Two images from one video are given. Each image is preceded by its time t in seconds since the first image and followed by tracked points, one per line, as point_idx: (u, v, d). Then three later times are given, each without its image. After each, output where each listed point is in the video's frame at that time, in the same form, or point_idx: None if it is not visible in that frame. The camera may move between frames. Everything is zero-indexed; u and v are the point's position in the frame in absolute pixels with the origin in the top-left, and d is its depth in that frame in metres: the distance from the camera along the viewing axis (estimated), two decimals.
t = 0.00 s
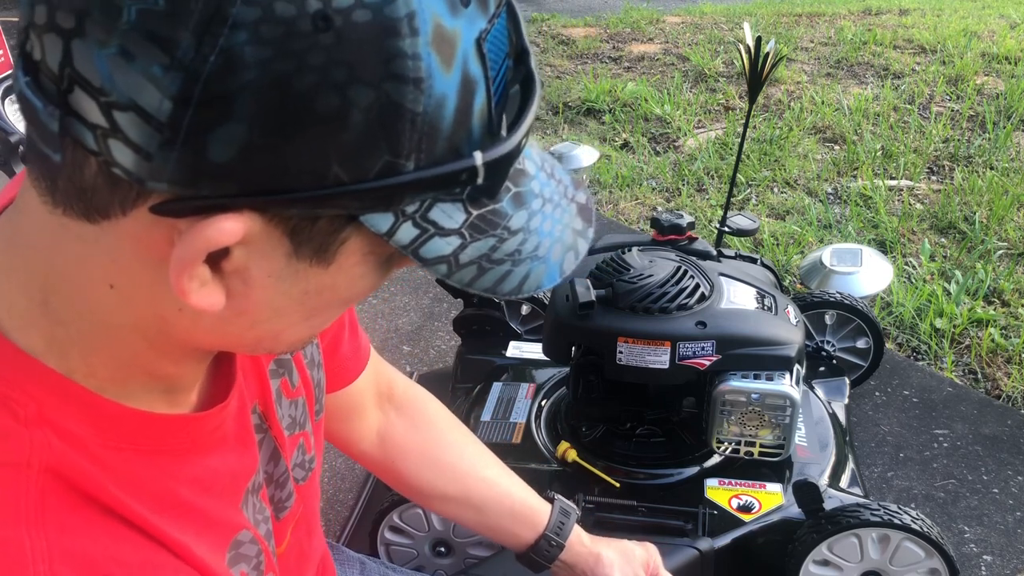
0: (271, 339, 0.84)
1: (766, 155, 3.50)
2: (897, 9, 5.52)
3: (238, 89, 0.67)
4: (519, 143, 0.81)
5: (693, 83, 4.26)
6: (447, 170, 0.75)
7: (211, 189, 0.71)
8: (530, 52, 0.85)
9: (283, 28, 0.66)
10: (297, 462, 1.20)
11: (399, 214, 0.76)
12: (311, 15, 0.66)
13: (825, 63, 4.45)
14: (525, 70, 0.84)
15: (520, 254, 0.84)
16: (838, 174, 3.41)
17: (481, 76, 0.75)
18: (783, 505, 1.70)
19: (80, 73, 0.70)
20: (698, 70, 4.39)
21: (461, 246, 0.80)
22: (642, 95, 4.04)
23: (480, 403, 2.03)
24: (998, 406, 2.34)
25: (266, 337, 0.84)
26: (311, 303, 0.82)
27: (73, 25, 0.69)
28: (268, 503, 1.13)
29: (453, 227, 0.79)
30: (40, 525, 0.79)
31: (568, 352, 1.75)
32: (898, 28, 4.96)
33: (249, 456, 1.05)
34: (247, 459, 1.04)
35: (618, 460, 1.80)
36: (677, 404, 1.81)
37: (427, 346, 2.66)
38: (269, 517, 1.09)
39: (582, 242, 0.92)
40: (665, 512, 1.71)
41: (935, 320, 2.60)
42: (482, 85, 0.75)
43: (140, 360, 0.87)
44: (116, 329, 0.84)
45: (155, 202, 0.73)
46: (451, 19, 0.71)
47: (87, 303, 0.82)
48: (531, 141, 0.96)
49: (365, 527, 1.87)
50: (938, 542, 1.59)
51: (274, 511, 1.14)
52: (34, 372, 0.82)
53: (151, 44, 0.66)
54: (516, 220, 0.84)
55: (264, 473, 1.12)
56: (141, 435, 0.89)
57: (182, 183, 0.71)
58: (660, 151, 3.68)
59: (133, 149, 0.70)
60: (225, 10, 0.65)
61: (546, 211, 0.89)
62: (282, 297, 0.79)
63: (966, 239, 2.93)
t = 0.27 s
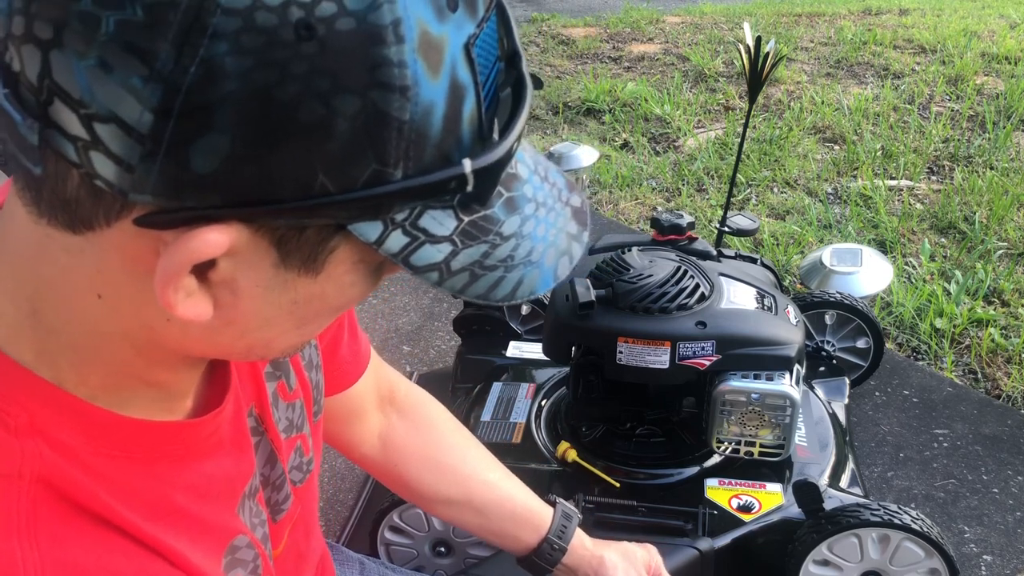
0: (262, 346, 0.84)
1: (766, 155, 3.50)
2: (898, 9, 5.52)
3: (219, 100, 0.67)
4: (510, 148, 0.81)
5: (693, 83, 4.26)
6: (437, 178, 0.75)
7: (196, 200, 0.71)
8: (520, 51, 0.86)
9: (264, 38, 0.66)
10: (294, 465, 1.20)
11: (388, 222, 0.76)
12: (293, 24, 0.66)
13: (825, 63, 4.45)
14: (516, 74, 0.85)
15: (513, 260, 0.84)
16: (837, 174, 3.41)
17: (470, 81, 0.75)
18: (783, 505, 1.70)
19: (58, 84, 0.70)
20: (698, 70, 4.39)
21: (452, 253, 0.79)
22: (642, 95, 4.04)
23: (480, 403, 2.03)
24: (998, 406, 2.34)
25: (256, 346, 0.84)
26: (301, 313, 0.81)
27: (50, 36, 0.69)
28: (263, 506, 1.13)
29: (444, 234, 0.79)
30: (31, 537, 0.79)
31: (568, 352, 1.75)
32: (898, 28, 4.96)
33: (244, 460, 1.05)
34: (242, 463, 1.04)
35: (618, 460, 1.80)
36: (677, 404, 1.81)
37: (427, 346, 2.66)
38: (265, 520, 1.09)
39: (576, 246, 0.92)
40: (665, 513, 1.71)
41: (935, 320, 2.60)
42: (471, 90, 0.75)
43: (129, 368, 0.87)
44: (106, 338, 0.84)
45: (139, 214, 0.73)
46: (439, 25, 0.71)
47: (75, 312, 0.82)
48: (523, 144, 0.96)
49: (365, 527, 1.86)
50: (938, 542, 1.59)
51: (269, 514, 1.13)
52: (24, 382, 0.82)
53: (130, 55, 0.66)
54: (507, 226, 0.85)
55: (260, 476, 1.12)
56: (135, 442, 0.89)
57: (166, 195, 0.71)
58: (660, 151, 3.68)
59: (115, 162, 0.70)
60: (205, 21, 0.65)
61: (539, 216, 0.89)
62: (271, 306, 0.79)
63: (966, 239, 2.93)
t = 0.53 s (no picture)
0: (258, 352, 0.84)
1: (766, 155, 3.50)
2: (897, 9, 5.52)
3: (210, 110, 0.67)
4: (505, 155, 0.81)
5: (693, 83, 4.26)
6: (431, 186, 0.75)
7: (188, 209, 0.71)
8: (517, 57, 0.87)
9: (256, 46, 0.66)
10: (292, 467, 1.20)
11: (382, 229, 0.76)
12: (285, 32, 0.66)
13: (825, 63, 4.45)
14: (511, 81, 0.85)
15: (509, 267, 0.85)
16: (838, 174, 3.41)
17: (465, 88, 0.75)
18: (783, 505, 1.70)
19: (49, 93, 0.70)
20: (698, 70, 4.39)
21: (448, 260, 0.80)
22: (642, 95, 4.04)
23: (480, 403, 2.03)
24: (998, 406, 2.34)
25: (251, 352, 0.84)
26: (294, 320, 0.82)
27: (40, 44, 0.69)
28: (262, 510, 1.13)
29: (439, 241, 0.79)
30: (28, 545, 0.79)
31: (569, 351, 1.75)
32: (898, 27, 4.96)
33: (243, 464, 1.05)
34: (241, 467, 1.04)
35: (618, 460, 1.80)
36: (677, 404, 1.81)
37: (427, 346, 2.66)
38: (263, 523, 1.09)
39: (573, 252, 0.92)
40: (665, 512, 1.71)
41: (935, 320, 2.60)
42: (466, 97, 0.75)
43: (124, 374, 0.87)
44: (100, 345, 0.84)
45: (131, 222, 0.73)
46: (433, 33, 0.71)
47: (69, 319, 0.82)
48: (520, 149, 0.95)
49: (365, 527, 1.87)
50: (938, 542, 1.60)
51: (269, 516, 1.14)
52: (19, 389, 0.82)
53: (121, 64, 0.66)
54: (505, 232, 0.85)
55: (257, 479, 1.12)
56: (133, 449, 0.89)
57: (158, 205, 0.71)
58: (660, 151, 3.68)
59: (107, 171, 0.70)
60: (195, 29, 0.64)
61: (536, 221, 0.89)
62: (265, 313, 0.79)
63: (966, 239, 2.93)
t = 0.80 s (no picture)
0: (254, 352, 0.84)
1: (766, 155, 3.50)
2: (898, 9, 5.52)
3: (201, 110, 0.67)
4: (500, 151, 0.81)
5: (693, 83, 4.26)
6: (425, 184, 0.75)
7: (180, 210, 0.71)
8: (511, 53, 0.86)
9: (246, 45, 0.66)
10: (291, 467, 1.20)
11: (377, 229, 0.76)
12: (276, 31, 0.66)
13: (825, 63, 4.45)
14: (505, 81, 0.85)
15: (505, 264, 0.85)
16: (837, 173, 3.40)
17: (458, 86, 0.75)
18: (783, 505, 1.70)
19: (40, 94, 0.70)
20: (698, 70, 4.39)
21: (444, 258, 0.80)
22: (642, 95, 4.04)
23: (480, 403, 2.03)
24: (998, 406, 2.34)
25: (247, 352, 0.84)
26: (290, 320, 0.82)
27: (30, 46, 0.69)
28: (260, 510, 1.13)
29: (434, 239, 0.79)
30: (24, 548, 0.79)
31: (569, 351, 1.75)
32: (898, 27, 4.96)
33: (241, 464, 1.05)
34: (240, 467, 1.04)
35: (618, 460, 1.80)
36: (677, 404, 1.81)
37: (426, 346, 2.66)
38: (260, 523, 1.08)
39: (570, 249, 0.92)
40: (665, 512, 1.71)
41: (935, 320, 2.60)
42: (460, 94, 0.75)
43: (118, 375, 0.87)
44: (96, 346, 0.84)
45: (124, 223, 0.73)
46: (425, 30, 0.71)
47: (64, 320, 0.82)
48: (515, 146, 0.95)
49: (365, 527, 1.87)
50: (938, 542, 1.59)
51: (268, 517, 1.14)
52: (15, 391, 0.82)
53: (110, 66, 0.66)
54: (500, 230, 0.85)
55: (256, 480, 1.13)
56: (130, 450, 0.89)
57: (150, 206, 0.71)
58: (660, 151, 3.68)
59: (98, 172, 0.70)
60: (184, 30, 0.65)
61: (532, 219, 0.89)
62: (260, 313, 0.79)
63: (966, 239, 2.93)
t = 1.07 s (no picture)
0: (257, 351, 0.84)
1: (766, 155, 3.50)
2: (897, 9, 5.52)
3: (207, 107, 0.67)
4: (504, 150, 0.81)
5: (693, 83, 4.26)
6: (430, 181, 0.75)
7: (186, 206, 0.71)
8: (513, 52, 0.85)
9: (252, 43, 0.66)
10: (291, 468, 1.20)
11: (382, 226, 0.76)
12: (281, 28, 0.66)
13: (825, 63, 4.45)
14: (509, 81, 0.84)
15: (509, 262, 0.85)
16: (838, 173, 3.41)
17: (463, 83, 0.75)
18: (783, 505, 1.70)
19: (47, 91, 0.70)
20: (698, 70, 4.39)
21: (448, 256, 0.80)
22: (642, 95, 4.04)
23: (480, 403, 2.03)
24: (998, 406, 2.34)
25: (251, 350, 0.84)
26: (295, 318, 0.82)
27: (38, 43, 0.69)
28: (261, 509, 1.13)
29: (439, 237, 0.79)
30: (27, 546, 0.79)
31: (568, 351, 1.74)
32: (898, 27, 4.96)
33: (243, 464, 1.05)
34: (241, 467, 1.04)
35: (618, 460, 1.80)
36: (677, 404, 1.81)
37: (427, 346, 2.66)
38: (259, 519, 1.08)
39: (573, 248, 0.93)
40: (664, 512, 1.71)
41: (935, 320, 2.60)
42: (464, 92, 0.75)
43: (122, 372, 0.87)
44: (101, 344, 0.84)
45: (131, 219, 0.73)
46: (430, 28, 0.71)
47: (69, 318, 0.83)
48: (519, 144, 0.95)
49: (365, 527, 1.87)
50: (938, 542, 1.59)
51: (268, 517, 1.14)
52: (21, 389, 0.82)
53: (118, 62, 0.67)
54: (504, 229, 0.85)
55: (256, 479, 1.12)
56: (134, 449, 0.89)
57: (156, 202, 0.71)
58: (660, 151, 3.68)
59: (105, 168, 0.70)
60: (191, 26, 0.65)
61: (536, 218, 0.89)
62: (265, 311, 0.79)
63: (966, 239, 2.93)
